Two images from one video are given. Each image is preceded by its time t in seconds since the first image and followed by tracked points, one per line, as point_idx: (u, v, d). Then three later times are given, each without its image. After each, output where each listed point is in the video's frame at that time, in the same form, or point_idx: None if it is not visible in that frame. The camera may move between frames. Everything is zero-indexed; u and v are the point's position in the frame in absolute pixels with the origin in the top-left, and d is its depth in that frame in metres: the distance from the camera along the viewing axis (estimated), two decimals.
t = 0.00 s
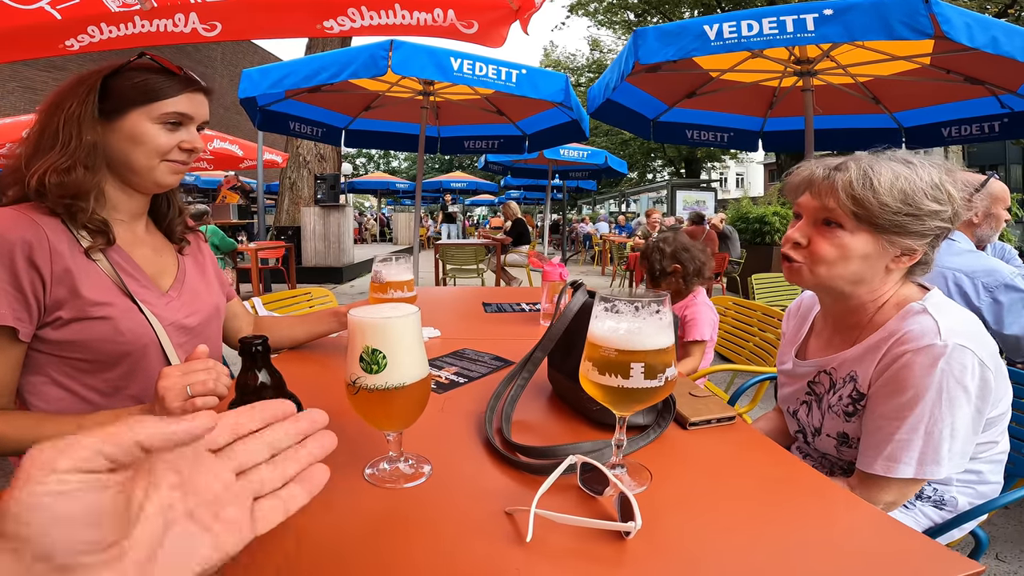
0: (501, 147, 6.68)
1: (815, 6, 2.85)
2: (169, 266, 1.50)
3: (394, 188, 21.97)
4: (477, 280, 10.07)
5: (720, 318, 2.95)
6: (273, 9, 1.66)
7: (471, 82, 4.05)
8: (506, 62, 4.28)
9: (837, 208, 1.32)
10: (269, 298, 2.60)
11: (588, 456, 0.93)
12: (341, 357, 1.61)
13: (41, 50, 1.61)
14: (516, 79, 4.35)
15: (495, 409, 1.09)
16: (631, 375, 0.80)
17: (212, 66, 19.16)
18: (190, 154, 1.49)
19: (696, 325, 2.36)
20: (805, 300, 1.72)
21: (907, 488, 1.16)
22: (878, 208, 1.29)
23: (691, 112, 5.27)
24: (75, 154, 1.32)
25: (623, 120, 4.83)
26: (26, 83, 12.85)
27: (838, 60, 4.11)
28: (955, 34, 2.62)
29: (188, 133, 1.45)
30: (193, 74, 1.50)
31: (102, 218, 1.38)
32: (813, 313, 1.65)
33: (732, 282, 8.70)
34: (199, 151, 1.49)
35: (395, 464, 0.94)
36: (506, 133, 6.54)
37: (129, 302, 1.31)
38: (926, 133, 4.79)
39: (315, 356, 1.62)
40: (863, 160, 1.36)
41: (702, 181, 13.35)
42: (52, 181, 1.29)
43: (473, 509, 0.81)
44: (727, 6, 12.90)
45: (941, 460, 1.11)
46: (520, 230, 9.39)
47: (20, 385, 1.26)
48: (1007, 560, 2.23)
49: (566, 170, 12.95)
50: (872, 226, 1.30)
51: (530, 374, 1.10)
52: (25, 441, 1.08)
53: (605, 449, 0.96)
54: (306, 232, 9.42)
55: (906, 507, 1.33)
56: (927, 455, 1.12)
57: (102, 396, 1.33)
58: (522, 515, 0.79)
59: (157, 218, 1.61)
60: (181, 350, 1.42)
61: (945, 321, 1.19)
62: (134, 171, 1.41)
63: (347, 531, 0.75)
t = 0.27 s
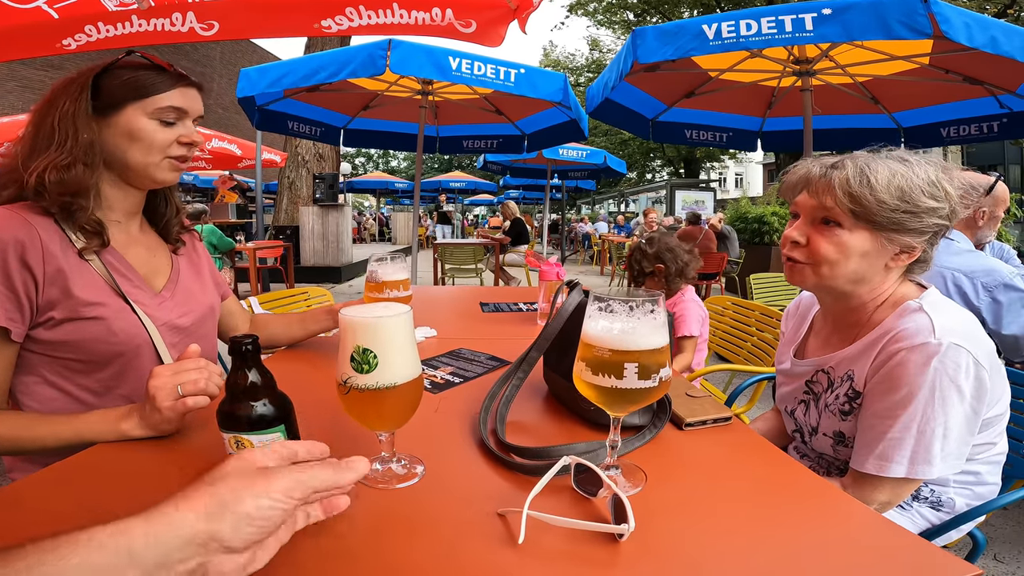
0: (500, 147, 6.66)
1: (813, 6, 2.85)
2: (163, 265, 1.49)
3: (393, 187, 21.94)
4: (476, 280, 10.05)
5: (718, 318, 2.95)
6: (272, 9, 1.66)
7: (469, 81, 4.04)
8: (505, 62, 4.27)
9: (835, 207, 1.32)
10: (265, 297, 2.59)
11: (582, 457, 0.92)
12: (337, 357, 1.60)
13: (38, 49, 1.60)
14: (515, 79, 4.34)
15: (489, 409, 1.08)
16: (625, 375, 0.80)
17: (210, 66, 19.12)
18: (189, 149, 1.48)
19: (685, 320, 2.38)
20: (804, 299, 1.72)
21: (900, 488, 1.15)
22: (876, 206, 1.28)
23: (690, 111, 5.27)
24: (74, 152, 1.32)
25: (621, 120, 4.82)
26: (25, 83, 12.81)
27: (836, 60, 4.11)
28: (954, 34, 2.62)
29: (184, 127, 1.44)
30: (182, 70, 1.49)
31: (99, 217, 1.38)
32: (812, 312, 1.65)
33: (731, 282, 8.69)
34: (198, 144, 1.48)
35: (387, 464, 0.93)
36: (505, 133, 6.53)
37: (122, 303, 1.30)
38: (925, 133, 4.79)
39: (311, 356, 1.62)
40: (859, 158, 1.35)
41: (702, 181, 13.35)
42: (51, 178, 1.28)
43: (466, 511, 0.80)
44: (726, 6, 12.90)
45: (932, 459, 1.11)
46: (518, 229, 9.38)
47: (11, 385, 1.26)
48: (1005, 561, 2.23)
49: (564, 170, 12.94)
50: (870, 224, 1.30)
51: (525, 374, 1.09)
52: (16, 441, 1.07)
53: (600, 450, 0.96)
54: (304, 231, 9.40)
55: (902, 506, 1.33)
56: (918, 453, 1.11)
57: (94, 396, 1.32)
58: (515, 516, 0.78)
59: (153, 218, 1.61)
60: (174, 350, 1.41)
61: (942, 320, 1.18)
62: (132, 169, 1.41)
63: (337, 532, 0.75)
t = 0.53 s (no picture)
0: (499, 146, 6.63)
1: (813, 5, 2.84)
2: (155, 264, 1.48)
3: (392, 187, 21.91)
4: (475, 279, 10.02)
5: (718, 317, 2.93)
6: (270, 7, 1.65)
7: (468, 80, 4.02)
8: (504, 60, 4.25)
9: (843, 205, 1.30)
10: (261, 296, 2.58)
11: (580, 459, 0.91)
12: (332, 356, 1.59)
13: (34, 47, 1.58)
14: (514, 78, 4.32)
15: (487, 409, 1.07)
16: (625, 376, 0.78)
17: (209, 65, 19.06)
18: (181, 149, 1.46)
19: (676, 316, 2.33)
20: (810, 297, 1.70)
21: (903, 489, 1.14)
22: (886, 202, 1.26)
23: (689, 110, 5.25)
24: (62, 149, 1.31)
25: (621, 119, 4.81)
26: (23, 82, 12.76)
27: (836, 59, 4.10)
28: (954, 33, 2.60)
29: (177, 128, 1.42)
30: (181, 70, 1.47)
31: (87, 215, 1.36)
32: (818, 310, 1.64)
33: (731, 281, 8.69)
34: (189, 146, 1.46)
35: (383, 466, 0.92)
36: (504, 132, 6.52)
37: (113, 301, 1.29)
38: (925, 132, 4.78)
39: (307, 355, 1.60)
40: (865, 155, 1.34)
41: (701, 180, 13.35)
42: (38, 176, 1.27)
43: (461, 514, 0.79)
44: (726, 6, 12.89)
45: (939, 460, 1.10)
46: (518, 229, 9.37)
47: None
48: (1005, 561, 2.22)
49: (564, 169, 12.92)
50: (880, 221, 1.28)
51: (523, 374, 1.08)
52: (3, 442, 1.05)
53: (599, 451, 0.94)
54: (303, 231, 9.37)
55: (905, 509, 1.31)
56: (925, 454, 1.10)
57: (85, 396, 1.30)
58: (512, 520, 0.77)
59: (144, 218, 1.59)
60: (165, 348, 1.40)
61: (951, 319, 1.17)
62: (122, 168, 1.39)
63: (331, 535, 0.74)
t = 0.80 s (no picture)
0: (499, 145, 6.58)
1: (814, 4, 2.82)
2: (152, 263, 1.46)
3: (391, 185, 21.87)
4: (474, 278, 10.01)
5: (718, 317, 2.93)
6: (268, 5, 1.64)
7: (468, 79, 4.01)
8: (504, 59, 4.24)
9: (878, 199, 1.29)
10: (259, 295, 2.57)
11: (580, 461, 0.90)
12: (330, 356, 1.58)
13: (34, 45, 1.57)
14: (514, 77, 4.30)
15: (485, 410, 1.06)
16: (626, 377, 0.77)
17: (208, 63, 19.02)
18: (178, 147, 1.44)
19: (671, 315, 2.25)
20: (836, 294, 1.71)
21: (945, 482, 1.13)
22: (920, 195, 1.25)
23: (689, 109, 5.24)
24: (57, 147, 1.31)
25: (621, 118, 4.80)
26: (21, 80, 12.73)
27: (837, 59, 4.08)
28: (956, 33, 2.59)
29: (173, 125, 1.40)
30: (175, 67, 1.47)
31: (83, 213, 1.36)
32: (846, 306, 1.64)
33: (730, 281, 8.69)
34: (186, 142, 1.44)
35: (380, 468, 0.92)
36: (503, 131, 6.51)
37: (109, 300, 1.28)
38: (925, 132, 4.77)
39: (305, 354, 1.59)
40: (895, 150, 1.33)
41: (700, 180, 13.34)
42: (33, 174, 1.27)
43: (460, 517, 0.78)
44: (726, 5, 12.87)
45: (981, 451, 1.09)
46: (517, 228, 9.36)
47: None
48: (1004, 562, 2.22)
49: (563, 168, 12.90)
50: (915, 214, 1.27)
51: (522, 374, 1.07)
52: None
53: (598, 453, 0.93)
54: (302, 229, 9.36)
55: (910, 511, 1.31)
56: (967, 444, 1.09)
57: (81, 396, 1.29)
58: (510, 524, 0.76)
59: (140, 216, 1.58)
60: (161, 348, 1.39)
61: (990, 309, 1.17)
62: (119, 166, 1.38)
63: (327, 537, 0.73)
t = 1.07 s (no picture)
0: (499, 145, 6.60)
1: (815, 3, 2.82)
2: (152, 262, 1.46)
3: (391, 185, 21.86)
4: (474, 277, 10.01)
5: (718, 316, 2.93)
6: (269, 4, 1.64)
7: (468, 78, 4.00)
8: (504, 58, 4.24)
9: (923, 199, 1.28)
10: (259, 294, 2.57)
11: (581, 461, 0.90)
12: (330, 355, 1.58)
13: (35, 44, 1.59)
14: (514, 76, 4.29)
15: (486, 411, 1.06)
16: (627, 378, 0.77)
17: (208, 62, 19.00)
18: (184, 148, 1.45)
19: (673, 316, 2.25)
20: (871, 289, 1.66)
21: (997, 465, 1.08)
22: (965, 192, 1.24)
23: (689, 109, 5.24)
24: (70, 147, 1.30)
25: (621, 118, 4.79)
26: (22, 80, 12.72)
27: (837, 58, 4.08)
28: (957, 32, 2.59)
29: (181, 127, 1.41)
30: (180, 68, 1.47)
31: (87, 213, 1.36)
32: (881, 299, 1.61)
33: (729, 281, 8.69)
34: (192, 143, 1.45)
35: (381, 468, 0.92)
36: (504, 131, 6.50)
37: (109, 301, 1.28)
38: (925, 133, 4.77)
39: (306, 353, 1.59)
40: (930, 149, 1.32)
41: (700, 180, 13.34)
42: (47, 174, 1.27)
43: (462, 517, 0.78)
44: (727, 5, 12.86)
45: None
46: (517, 227, 9.36)
47: None
48: (1004, 562, 2.22)
49: (563, 167, 12.89)
50: (960, 211, 1.26)
51: (523, 374, 1.07)
52: None
53: (599, 454, 0.93)
54: (302, 229, 9.37)
55: (917, 511, 1.30)
56: None
57: (81, 395, 1.29)
58: (511, 524, 0.76)
59: (139, 214, 1.57)
60: (160, 348, 1.38)
61: None
62: (128, 166, 1.38)
63: (328, 537, 0.73)
